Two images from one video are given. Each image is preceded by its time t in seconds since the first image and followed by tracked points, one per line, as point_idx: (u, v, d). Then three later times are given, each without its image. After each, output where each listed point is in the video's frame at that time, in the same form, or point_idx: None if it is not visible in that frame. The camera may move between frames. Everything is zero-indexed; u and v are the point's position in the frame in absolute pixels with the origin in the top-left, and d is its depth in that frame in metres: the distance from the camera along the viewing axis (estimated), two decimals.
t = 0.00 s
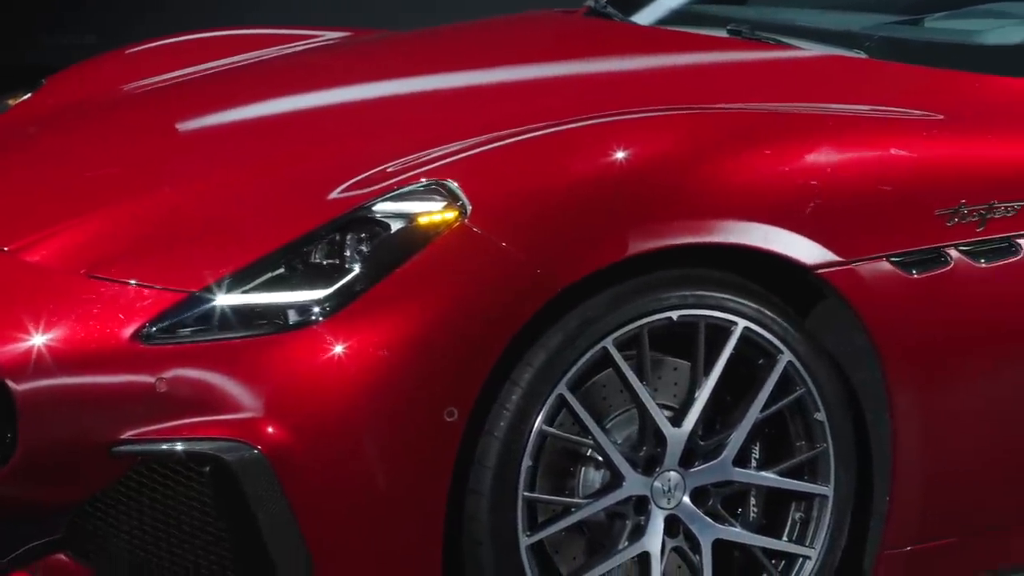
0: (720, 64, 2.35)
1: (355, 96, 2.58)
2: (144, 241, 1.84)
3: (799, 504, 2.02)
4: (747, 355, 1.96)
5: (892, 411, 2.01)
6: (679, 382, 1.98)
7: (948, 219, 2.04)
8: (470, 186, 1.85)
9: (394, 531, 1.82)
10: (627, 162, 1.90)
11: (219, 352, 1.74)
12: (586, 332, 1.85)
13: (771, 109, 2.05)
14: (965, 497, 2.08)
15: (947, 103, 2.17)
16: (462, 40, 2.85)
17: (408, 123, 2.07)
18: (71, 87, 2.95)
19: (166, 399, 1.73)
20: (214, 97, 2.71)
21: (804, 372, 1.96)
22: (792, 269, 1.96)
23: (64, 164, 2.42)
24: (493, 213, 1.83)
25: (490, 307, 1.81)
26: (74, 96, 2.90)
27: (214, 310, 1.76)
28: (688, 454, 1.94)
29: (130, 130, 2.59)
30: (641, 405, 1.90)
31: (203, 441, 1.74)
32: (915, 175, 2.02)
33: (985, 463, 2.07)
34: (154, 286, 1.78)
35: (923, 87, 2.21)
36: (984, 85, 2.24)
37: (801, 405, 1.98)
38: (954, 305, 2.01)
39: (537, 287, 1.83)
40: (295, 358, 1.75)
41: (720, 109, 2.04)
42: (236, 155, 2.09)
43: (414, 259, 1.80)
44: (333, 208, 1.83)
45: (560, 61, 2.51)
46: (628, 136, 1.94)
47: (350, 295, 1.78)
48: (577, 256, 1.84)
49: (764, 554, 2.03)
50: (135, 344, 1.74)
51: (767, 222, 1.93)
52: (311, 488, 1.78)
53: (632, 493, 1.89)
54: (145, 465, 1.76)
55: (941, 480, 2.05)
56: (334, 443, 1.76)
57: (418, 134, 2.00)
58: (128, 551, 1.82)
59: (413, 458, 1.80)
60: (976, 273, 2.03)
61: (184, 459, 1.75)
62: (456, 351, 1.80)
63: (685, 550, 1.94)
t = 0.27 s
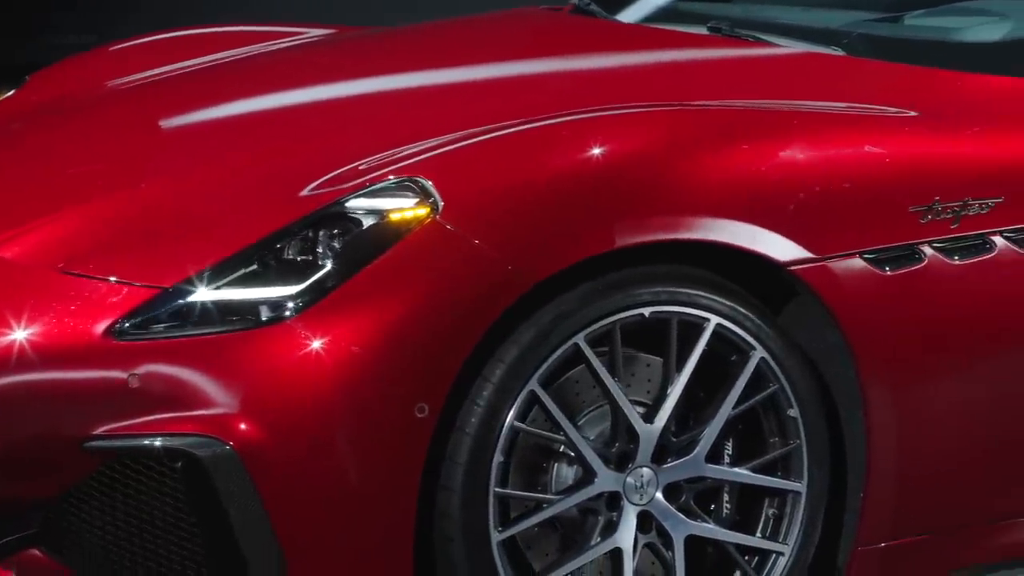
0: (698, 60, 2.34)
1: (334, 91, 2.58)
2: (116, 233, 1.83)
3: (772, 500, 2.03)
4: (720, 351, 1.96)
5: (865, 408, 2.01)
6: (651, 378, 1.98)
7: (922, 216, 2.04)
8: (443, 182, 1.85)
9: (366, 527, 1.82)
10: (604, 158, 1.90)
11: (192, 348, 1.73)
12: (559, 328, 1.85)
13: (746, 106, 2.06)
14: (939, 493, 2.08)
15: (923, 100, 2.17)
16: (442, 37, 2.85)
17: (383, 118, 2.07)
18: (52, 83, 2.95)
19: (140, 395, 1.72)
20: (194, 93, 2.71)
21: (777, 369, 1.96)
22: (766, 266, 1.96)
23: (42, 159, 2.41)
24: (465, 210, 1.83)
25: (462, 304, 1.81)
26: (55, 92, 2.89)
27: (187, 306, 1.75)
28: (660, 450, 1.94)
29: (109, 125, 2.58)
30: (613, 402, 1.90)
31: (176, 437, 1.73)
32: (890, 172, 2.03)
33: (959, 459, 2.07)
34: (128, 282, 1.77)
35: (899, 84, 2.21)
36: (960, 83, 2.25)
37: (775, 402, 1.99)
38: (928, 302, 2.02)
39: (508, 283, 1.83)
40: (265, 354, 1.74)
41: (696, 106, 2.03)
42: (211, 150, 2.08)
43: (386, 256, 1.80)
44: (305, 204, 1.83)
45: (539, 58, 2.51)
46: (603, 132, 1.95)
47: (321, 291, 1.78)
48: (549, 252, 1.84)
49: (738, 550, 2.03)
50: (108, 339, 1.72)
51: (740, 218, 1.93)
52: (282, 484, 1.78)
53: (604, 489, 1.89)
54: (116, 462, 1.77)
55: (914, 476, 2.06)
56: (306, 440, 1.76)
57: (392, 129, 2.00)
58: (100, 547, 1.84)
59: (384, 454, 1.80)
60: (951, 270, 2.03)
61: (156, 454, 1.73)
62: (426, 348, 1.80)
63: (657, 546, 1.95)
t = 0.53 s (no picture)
0: (672, 56, 2.34)
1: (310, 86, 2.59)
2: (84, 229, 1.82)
3: (742, 496, 2.03)
4: (690, 348, 1.97)
5: (836, 405, 2.02)
6: (620, 375, 1.98)
7: (891, 214, 2.05)
8: (411, 180, 1.85)
9: (334, 524, 1.83)
10: (577, 154, 1.91)
11: (161, 344, 1.73)
12: (527, 325, 1.85)
13: (717, 103, 2.06)
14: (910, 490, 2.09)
15: (895, 97, 2.17)
16: (420, 34, 2.86)
17: (354, 115, 2.07)
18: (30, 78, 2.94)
19: (108, 390, 1.71)
20: (172, 90, 2.71)
21: (746, 365, 1.97)
22: (735, 263, 1.97)
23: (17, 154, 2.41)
24: (434, 206, 1.83)
25: (429, 301, 1.81)
26: (33, 87, 2.88)
27: (158, 303, 1.75)
28: (630, 447, 1.95)
29: (86, 120, 2.58)
30: (582, 398, 1.91)
31: (147, 433, 1.73)
32: (859, 170, 2.03)
33: (929, 456, 2.08)
34: (98, 277, 1.76)
35: (872, 82, 2.22)
36: (933, 80, 2.25)
37: (744, 398, 1.99)
38: (897, 299, 2.02)
39: (476, 280, 1.83)
40: (231, 351, 1.74)
41: (667, 104, 2.04)
42: (183, 146, 2.08)
43: (354, 252, 1.80)
44: (274, 201, 1.83)
45: (514, 55, 2.51)
46: (574, 129, 1.95)
47: (290, 287, 1.78)
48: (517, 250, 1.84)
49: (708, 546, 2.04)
50: (77, 335, 1.72)
51: (709, 216, 1.93)
52: (248, 481, 1.77)
53: (573, 486, 1.90)
54: (84, 459, 1.75)
55: (884, 473, 2.06)
56: (273, 437, 1.76)
57: (362, 126, 2.00)
58: (71, 543, 1.81)
59: (352, 451, 1.80)
60: (920, 268, 2.04)
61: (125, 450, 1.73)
62: (393, 344, 1.80)
63: (626, 542, 1.95)
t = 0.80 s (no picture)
0: (647, 54, 2.35)
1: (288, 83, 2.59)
2: (53, 226, 1.82)
3: (712, 494, 2.04)
4: (660, 346, 1.98)
5: (806, 402, 2.02)
6: (590, 372, 1.99)
7: (862, 212, 2.06)
8: (380, 177, 1.85)
9: (301, 521, 1.82)
10: (550, 152, 1.91)
11: (129, 341, 1.73)
12: (496, 323, 1.85)
13: (689, 102, 2.06)
14: (880, 487, 2.09)
15: (866, 96, 2.18)
16: (400, 32, 2.86)
17: (326, 112, 2.08)
18: (10, 75, 2.94)
19: (76, 387, 1.71)
20: (150, 86, 2.71)
21: (716, 363, 1.97)
22: (704, 261, 1.97)
23: None
24: (402, 205, 1.84)
25: (398, 298, 1.81)
26: (13, 84, 2.88)
27: (127, 300, 1.75)
28: (599, 445, 1.95)
29: (63, 116, 2.58)
30: (551, 396, 1.91)
31: (114, 430, 1.72)
32: (829, 169, 2.04)
33: (900, 454, 2.08)
34: (69, 275, 1.77)
35: (845, 81, 2.22)
36: (905, 79, 2.25)
37: (714, 396, 1.99)
38: (867, 297, 2.03)
39: (443, 278, 1.83)
40: (198, 348, 1.74)
41: (640, 102, 2.04)
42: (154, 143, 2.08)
43: (322, 250, 1.80)
44: (243, 199, 1.83)
45: (490, 52, 2.51)
46: (545, 126, 1.95)
47: (259, 285, 1.78)
48: (486, 247, 1.84)
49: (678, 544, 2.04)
50: (46, 333, 1.72)
51: (680, 214, 1.93)
52: (215, 478, 1.77)
53: (541, 483, 1.90)
54: (54, 455, 1.74)
55: (855, 471, 2.07)
56: (241, 434, 1.76)
57: (333, 123, 2.00)
58: (40, 540, 1.79)
59: (319, 449, 1.80)
60: (891, 266, 2.04)
61: (93, 447, 1.72)
62: (361, 342, 1.80)
63: (596, 540, 1.96)
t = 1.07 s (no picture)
0: (623, 54, 2.35)
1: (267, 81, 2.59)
2: (24, 224, 1.82)
3: (685, 492, 2.04)
4: (632, 345, 1.98)
5: (779, 401, 2.03)
6: (562, 371, 1.99)
7: (835, 211, 2.06)
8: (351, 176, 1.85)
9: (272, 521, 1.83)
10: (526, 151, 1.91)
11: (100, 338, 1.73)
12: (467, 322, 1.86)
13: (662, 101, 2.07)
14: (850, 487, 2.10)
15: (839, 97, 2.19)
16: (380, 30, 2.86)
17: (299, 109, 2.08)
18: None
19: (47, 386, 1.72)
20: (129, 84, 2.71)
21: (688, 362, 1.97)
22: (676, 260, 1.98)
23: None
24: (373, 203, 1.84)
25: (368, 297, 1.81)
26: None
27: (99, 299, 1.76)
28: (571, 443, 1.95)
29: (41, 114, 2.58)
30: (522, 395, 1.91)
31: (85, 428, 1.73)
32: (802, 168, 2.05)
33: (870, 453, 2.10)
34: (40, 274, 1.77)
35: (818, 80, 2.23)
36: (879, 78, 2.26)
37: (687, 395, 2.00)
38: (838, 296, 2.04)
39: (413, 277, 1.83)
40: (168, 346, 1.74)
41: (613, 101, 2.04)
42: (128, 140, 2.08)
43: (293, 248, 1.81)
44: (214, 197, 1.83)
45: (468, 51, 2.52)
46: (517, 125, 1.95)
47: (230, 283, 1.78)
48: (456, 246, 1.85)
49: (651, 543, 2.04)
50: (17, 331, 1.73)
51: (653, 213, 1.94)
52: (184, 476, 1.77)
53: (512, 482, 1.90)
54: (26, 453, 1.74)
55: (825, 469, 2.08)
56: (210, 433, 1.76)
57: (306, 121, 2.00)
58: (10, 537, 1.79)
59: (289, 448, 1.80)
60: (862, 265, 2.06)
61: (63, 445, 1.73)
62: (330, 340, 1.80)
63: (568, 538, 1.96)
